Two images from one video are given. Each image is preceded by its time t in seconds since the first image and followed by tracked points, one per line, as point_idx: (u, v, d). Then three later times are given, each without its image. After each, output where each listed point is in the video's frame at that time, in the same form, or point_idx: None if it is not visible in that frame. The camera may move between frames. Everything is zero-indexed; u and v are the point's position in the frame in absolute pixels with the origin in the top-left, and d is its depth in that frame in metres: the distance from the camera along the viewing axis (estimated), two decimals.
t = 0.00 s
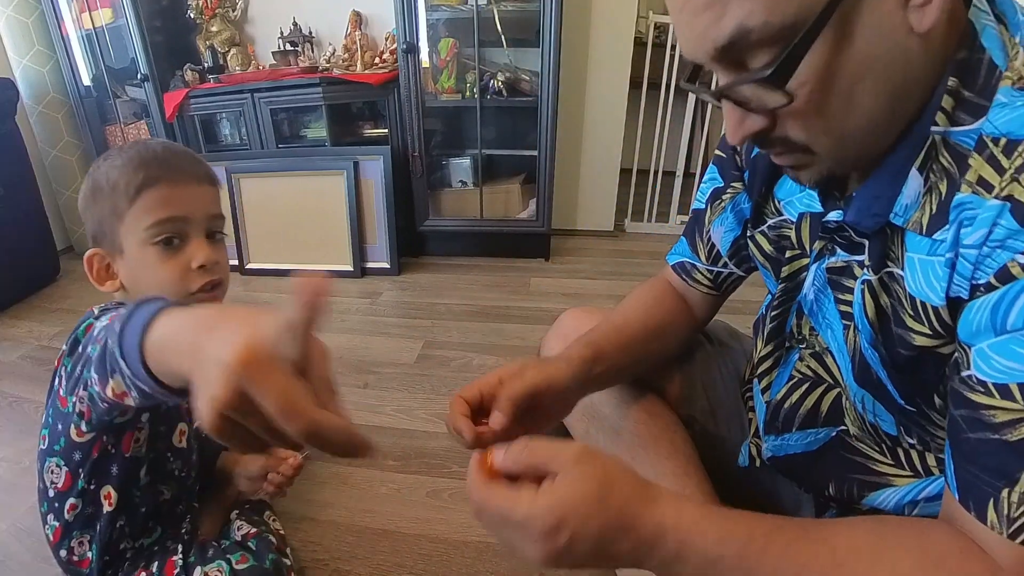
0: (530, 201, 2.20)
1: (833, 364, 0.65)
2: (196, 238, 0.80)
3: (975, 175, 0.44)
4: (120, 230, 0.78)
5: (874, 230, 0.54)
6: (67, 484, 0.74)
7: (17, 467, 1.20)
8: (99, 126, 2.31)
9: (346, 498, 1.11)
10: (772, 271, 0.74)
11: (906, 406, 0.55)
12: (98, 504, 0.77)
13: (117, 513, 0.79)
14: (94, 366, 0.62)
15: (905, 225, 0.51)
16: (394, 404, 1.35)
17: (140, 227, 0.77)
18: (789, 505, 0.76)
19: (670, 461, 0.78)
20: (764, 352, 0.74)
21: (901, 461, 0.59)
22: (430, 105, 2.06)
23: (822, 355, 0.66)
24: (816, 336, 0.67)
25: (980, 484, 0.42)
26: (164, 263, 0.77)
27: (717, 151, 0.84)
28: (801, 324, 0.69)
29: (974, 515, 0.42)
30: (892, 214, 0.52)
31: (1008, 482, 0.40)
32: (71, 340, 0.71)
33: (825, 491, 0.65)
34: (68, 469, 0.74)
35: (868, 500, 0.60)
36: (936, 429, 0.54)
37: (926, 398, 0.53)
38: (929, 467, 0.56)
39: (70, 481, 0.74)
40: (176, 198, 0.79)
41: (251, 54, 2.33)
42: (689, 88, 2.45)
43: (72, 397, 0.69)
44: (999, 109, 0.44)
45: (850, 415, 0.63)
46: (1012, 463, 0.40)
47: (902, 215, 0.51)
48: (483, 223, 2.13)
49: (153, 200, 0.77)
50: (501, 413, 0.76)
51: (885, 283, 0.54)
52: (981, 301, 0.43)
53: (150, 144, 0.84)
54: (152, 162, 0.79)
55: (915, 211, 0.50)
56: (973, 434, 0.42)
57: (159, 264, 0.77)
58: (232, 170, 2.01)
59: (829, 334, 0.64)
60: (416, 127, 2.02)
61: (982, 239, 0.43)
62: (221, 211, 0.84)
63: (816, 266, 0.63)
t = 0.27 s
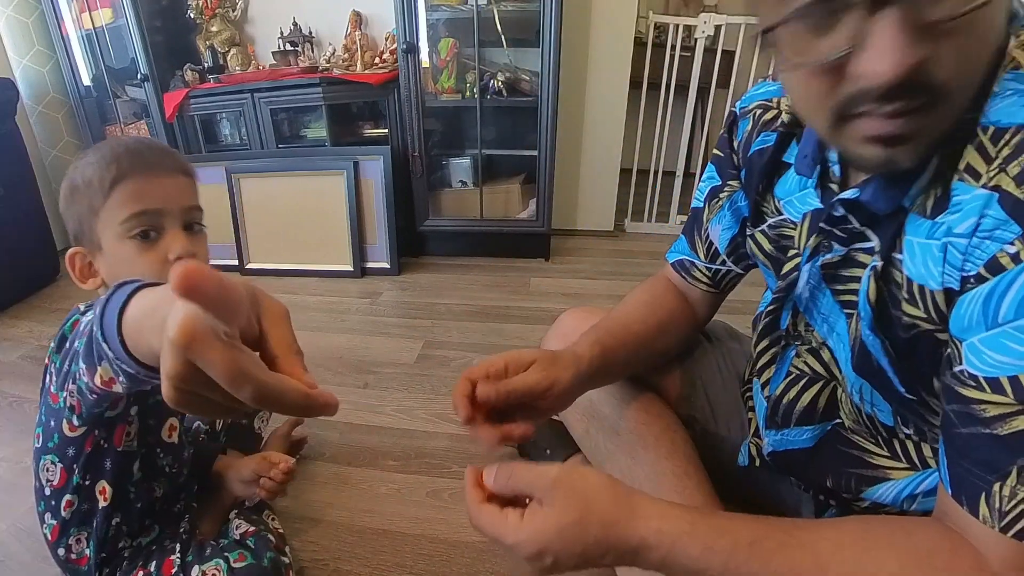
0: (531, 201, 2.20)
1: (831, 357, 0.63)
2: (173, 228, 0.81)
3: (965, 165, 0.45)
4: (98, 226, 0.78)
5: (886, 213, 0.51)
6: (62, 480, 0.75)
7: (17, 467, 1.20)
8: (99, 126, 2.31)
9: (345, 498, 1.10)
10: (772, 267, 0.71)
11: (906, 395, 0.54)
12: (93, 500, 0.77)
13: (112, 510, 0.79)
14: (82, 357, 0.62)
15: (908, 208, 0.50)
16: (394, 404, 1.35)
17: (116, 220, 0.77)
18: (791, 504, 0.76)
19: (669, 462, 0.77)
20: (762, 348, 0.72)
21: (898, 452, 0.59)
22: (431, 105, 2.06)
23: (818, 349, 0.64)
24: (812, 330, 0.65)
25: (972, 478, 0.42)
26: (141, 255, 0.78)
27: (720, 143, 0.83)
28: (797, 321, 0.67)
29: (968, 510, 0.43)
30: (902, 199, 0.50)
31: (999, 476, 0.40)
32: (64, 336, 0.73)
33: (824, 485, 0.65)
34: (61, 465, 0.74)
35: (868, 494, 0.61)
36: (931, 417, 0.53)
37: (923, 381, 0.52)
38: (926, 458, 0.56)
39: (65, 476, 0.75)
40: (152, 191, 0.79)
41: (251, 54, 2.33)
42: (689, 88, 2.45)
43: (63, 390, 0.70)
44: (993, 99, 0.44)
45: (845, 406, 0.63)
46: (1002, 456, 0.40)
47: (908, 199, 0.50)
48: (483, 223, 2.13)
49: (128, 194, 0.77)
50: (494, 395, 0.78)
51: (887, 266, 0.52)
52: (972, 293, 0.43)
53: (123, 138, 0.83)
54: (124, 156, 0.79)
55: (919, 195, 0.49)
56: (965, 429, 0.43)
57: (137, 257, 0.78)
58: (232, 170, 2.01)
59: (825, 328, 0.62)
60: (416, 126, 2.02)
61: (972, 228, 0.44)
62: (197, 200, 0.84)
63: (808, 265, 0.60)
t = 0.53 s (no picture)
0: (530, 201, 2.20)
1: (844, 358, 0.63)
2: (150, 222, 0.80)
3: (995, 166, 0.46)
4: (75, 224, 0.78)
5: (910, 207, 0.51)
6: (55, 482, 0.75)
7: (19, 467, 1.20)
8: (99, 126, 2.31)
9: (346, 498, 1.11)
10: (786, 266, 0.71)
11: (923, 397, 0.54)
12: (88, 503, 0.77)
13: (106, 510, 0.78)
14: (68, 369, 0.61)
15: (934, 205, 0.50)
16: (395, 404, 1.35)
17: (92, 217, 0.77)
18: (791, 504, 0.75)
19: (672, 462, 0.78)
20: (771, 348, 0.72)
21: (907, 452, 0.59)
22: (430, 105, 2.06)
23: (831, 350, 0.64)
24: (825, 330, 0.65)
25: (988, 482, 0.42)
26: (119, 252, 0.78)
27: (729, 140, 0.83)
28: (811, 320, 0.67)
29: (981, 513, 0.43)
30: (925, 193, 0.50)
31: (1018, 482, 0.40)
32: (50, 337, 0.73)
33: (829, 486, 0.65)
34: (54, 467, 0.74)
35: (876, 494, 0.60)
36: (948, 421, 0.54)
37: (943, 380, 0.52)
38: (936, 459, 0.57)
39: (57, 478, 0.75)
40: (127, 185, 0.78)
41: (251, 54, 2.33)
42: (689, 88, 2.45)
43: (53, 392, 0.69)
44: None
45: (856, 406, 0.62)
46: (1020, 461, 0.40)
47: (933, 194, 0.50)
48: (482, 223, 2.13)
49: (102, 190, 0.77)
50: (506, 403, 0.76)
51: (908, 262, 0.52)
52: (998, 297, 0.44)
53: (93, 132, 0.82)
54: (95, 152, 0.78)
55: (945, 192, 0.49)
56: (983, 433, 0.43)
57: (115, 253, 0.77)
58: (232, 170, 2.01)
59: (839, 328, 0.62)
60: (416, 127, 2.02)
61: (1000, 231, 0.44)
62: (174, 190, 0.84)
63: (825, 262, 0.59)
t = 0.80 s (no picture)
0: (530, 201, 2.20)
1: (849, 355, 0.63)
2: (132, 227, 0.79)
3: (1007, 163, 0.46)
4: (52, 229, 0.75)
5: (915, 195, 0.52)
6: (28, 501, 0.68)
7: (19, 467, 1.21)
8: (99, 126, 2.31)
9: (347, 498, 1.11)
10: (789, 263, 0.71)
11: (929, 395, 0.54)
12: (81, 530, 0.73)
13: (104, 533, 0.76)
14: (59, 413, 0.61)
15: (941, 196, 0.51)
16: (395, 404, 1.35)
17: (71, 223, 0.75)
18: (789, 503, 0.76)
19: (672, 462, 0.78)
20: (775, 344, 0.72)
21: (910, 450, 0.59)
22: (430, 105, 2.06)
23: (836, 346, 0.64)
24: (831, 326, 0.65)
25: (994, 482, 0.42)
26: (100, 256, 0.75)
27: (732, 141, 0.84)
28: (816, 316, 0.66)
29: (987, 513, 0.43)
30: (931, 184, 0.51)
31: None
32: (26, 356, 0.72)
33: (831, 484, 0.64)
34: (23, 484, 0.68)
35: (878, 492, 0.60)
36: (953, 421, 0.54)
37: (949, 380, 0.52)
38: (940, 457, 0.57)
39: (28, 498, 0.68)
40: (106, 190, 0.76)
41: (251, 54, 2.33)
42: (689, 88, 2.45)
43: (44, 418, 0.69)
44: None
45: (861, 402, 0.62)
46: None
47: (940, 186, 0.50)
48: (482, 223, 2.13)
49: (81, 194, 0.75)
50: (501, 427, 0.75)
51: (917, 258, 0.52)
52: (1010, 296, 0.43)
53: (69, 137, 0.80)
54: (72, 156, 0.76)
55: (954, 184, 0.50)
56: (990, 433, 0.43)
57: (96, 259, 0.75)
58: (232, 170, 2.01)
59: (845, 324, 0.62)
60: (416, 127, 2.02)
61: (1012, 229, 0.44)
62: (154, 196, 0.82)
63: (831, 257, 0.59)
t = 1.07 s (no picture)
0: (530, 201, 2.20)
1: (846, 352, 0.63)
2: (108, 231, 0.80)
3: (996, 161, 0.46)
4: (21, 245, 0.76)
5: (904, 199, 0.52)
6: (32, 518, 0.78)
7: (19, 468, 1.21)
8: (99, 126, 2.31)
9: (346, 498, 1.11)
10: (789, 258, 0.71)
11: (924, 394, 0.54)
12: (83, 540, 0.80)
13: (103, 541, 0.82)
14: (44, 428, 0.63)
15: (930, 199, 0.50)
16: (394, 404, 1.35)
17: (44, 236, 0.76)
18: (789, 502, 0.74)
19: (672, 462, 0.78)
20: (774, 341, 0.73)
21: (909, 450, 0.59)
22: (431, 105, 2.06)
23: (834, 343, 0.64)
24: (828, 324, 0.65)
25: (982, 475, 0.42)
26: (79, 266, 0.77)
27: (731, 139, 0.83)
28: (813, 313, 0.67)
29: (975, 506, 0.42)
30: (920, 186, 0.50)
31: (1011, 475, 0.40)
32: (18, 382, 0.77)
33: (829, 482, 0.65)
34: (28, 503, 0.78)
35: (877, 490, 0.60)
36: (948, 419, 0.53)
37: (944, 380, 0.52)
38: (938, 457, 0.56)
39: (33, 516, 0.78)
40: (73, 198, 0.78)
41: (252, 54, 2.33)
42: (689, 88, 2.45)
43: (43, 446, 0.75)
44: None
45: (860, 402, 0.62)
46: (1014, 454, 0.40)
47: (929, 188, 0.50)
48: (482, 223, 2.13)
49: (51, 205, 0.76)
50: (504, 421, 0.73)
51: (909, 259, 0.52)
52: (1001, 292, 0.43)
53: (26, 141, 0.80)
54: (38, 165, 0.77)
55: (944, 186, 0.49)
56: (979, 426, 0.42)
57: (73, 269, 0.77)
58: (232, 170, 2.01)
59: (842, 322, 0.62)
60: (416, 127, 2.02)
61: (1002, 228, 0.44)
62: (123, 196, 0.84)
63: (829, 253, 0.60)
